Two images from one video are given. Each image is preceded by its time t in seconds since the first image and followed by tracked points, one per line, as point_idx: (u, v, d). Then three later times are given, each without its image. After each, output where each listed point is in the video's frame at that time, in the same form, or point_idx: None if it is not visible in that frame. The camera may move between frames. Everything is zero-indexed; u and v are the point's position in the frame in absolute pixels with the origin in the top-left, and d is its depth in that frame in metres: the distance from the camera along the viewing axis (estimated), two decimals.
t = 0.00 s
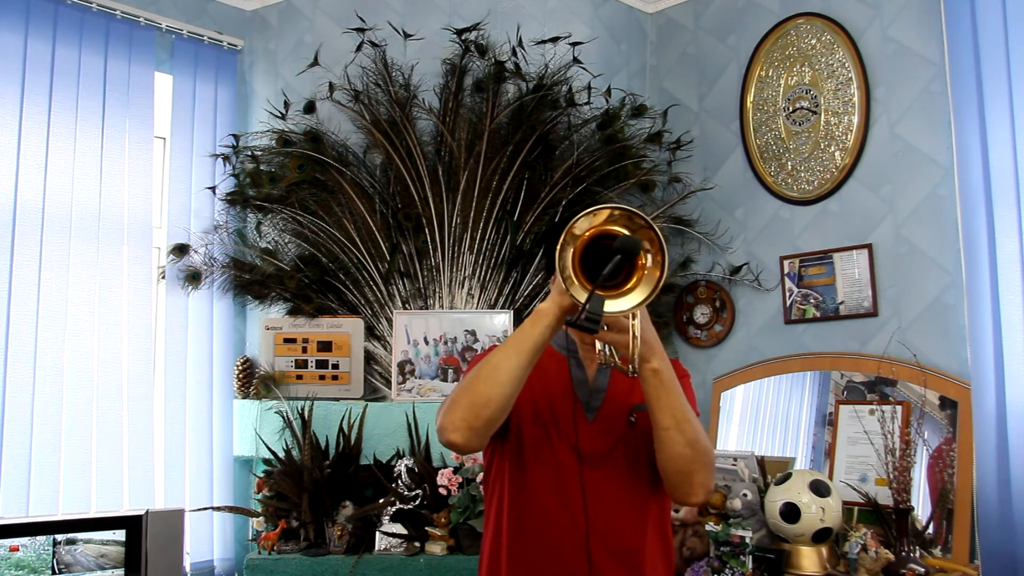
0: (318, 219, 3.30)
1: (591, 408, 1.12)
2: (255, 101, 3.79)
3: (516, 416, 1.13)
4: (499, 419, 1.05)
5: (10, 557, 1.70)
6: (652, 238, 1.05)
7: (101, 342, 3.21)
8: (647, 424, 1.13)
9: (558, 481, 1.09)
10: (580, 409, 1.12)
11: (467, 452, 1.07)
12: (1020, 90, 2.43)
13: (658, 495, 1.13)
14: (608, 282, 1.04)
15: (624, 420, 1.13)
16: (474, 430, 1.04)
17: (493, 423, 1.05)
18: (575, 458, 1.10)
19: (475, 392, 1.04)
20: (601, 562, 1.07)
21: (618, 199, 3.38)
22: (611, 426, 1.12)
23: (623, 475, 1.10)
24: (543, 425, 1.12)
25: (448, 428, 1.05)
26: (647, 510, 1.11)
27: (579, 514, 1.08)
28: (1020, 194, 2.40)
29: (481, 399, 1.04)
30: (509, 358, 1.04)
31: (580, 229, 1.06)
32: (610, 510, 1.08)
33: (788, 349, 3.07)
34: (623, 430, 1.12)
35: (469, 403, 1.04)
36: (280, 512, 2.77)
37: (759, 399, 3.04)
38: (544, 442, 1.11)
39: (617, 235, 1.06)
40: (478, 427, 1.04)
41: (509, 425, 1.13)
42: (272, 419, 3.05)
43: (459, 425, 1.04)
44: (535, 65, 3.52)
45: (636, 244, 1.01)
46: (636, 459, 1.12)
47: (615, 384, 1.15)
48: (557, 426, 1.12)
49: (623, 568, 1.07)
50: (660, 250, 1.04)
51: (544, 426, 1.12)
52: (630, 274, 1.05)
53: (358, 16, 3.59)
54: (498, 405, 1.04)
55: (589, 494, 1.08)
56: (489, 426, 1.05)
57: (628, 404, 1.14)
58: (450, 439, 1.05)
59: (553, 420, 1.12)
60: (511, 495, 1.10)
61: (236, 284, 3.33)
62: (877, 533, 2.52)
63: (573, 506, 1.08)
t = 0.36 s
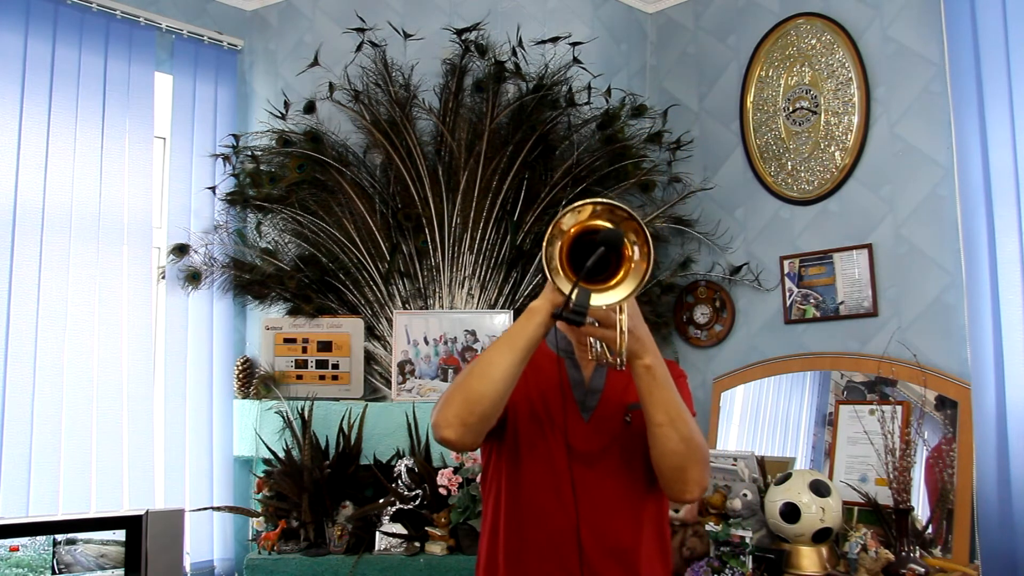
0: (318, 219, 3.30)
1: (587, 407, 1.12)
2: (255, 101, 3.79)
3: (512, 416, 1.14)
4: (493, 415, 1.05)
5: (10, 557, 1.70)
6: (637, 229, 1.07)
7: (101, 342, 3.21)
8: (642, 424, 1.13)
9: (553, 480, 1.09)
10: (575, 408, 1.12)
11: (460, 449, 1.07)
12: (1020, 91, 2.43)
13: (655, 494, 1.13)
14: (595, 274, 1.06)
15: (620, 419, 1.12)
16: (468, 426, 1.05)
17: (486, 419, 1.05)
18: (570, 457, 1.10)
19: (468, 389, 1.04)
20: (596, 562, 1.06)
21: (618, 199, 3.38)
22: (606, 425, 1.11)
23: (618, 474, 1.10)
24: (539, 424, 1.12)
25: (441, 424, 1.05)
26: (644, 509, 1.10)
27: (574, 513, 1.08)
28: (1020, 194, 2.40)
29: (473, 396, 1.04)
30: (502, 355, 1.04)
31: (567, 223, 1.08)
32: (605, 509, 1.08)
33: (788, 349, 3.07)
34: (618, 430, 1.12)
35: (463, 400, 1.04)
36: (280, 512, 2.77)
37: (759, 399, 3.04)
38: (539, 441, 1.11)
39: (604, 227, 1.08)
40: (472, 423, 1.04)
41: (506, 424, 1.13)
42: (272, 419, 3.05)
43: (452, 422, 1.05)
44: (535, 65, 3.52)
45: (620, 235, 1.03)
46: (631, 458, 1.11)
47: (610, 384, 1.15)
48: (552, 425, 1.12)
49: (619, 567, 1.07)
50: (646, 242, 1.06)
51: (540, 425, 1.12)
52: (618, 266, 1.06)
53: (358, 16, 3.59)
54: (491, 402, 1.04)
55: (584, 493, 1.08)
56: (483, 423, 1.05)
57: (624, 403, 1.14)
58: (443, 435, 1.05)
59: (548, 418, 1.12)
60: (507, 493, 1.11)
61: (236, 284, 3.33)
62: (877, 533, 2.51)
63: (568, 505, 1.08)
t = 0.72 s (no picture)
0: (318, 219, 3.30)
1: (582, 407, 1.12)
2: (255, 101, 3.79)
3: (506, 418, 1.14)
4: (486, 411, 1.05)
5: (10, 557, 1.69)
6: (622, 209, 1.09)
7: (101, 342, 3.21)
8: (638, 422, 1.12)
9: (549, 479, 1.09)
10: (570, 406, 1.12)
11: (453, 445, 1.07)
12: (1020, 91, 2.43)
13: (651, 492, 1.12)
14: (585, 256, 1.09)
15: (615, 417, 1.12)
16: (461, 420, 1.04)
17: (479, 414, 1.05)
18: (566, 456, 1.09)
19: (462, 382, 1.04)
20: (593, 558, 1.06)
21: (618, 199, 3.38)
22: (601, 423, 1.11)
23: (614, 471, 1.10)
24: (533, 424, 1.12)
25: (435, 418, 1.05)
26: (641, 504, 1.10)
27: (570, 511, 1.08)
28: (1020, 194, 2.40)
29: (466, 390, 1.04)
30: (495, 349, 1.05)
31: (556, 207, 1.11)
32: (601, 507, 1.08)
33: (788, 349, 3.07)
34: (613, 428, 1.11)
35: (456, 392, 1.04)
36: (280, 512, 2.77)
37: (759, 399, 3.04)
38: (534, 440, 1.11)
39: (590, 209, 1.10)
40: (465, 417, 1.04)
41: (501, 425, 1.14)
42: (273, 419, 3.06)
43: (446, 415, 1.04)
44: (535, 65, 3.52)
45: (604, 213, 1.05)
46: (627, 454, 1.11)
47: (605, 383, 1.15)
48: (547, 424, 1.12)
49: (616, 563, 1.06)
50: (631, 222, 1.08)
51: (535, 425, 1.12)
52: (607, 246, 1.09)
53: (358, 16, 3.59)
54: (484, 396, 1.04)
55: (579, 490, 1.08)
56: (476, 417, 1.05)
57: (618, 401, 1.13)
58: (437, 429, 1.05)
59: (543, 418, 1.12)
60: (503, 493, 1.11)
61: (236, 284, 3.33)
62: (877, 533, 2.50)
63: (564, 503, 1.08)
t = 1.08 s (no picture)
0: (318, 219, 3.30)
1: (575, 409, 1.11)
2: (255, 101, 3.79)
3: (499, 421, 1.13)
4: (475, 419, 1.04)
5: (10, 557, 1.70)
6: (605, 227, 1.07)
7: (101, 342, 3.21)
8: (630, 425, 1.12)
9: (540, 483, 1.09)
10: (562, 409, 1.11)
11: (443, 451, 1.07)
12: (1020, 90, 2.43)
13: (642, 496, 1.12)
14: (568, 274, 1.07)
15: (607, 420, 1.12)
16: (449, 429, 1.04)
17: (468, 423, 1.04)
18: (557, 460, 1.09)
19: (451, 392, 1.03)
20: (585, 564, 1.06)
21: (619, 199, 3.38)
22: (593, 426, 1.11)
23: (606, 475, 1.09)
24: (525, 427, 1.11)
25: (423, 427, 1.04)
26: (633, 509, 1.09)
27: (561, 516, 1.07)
28: (1020, 194, 2.40)
29: (455, 400, 1.03)
30: (483, 359, 1.03)
31: (534, 228, 1.09)
32: (593, 512, 1.07)
33: (788, 349, 3.07)
34: (605, 432, 1.11)
35: (445, 402, 1.03)
36: (280, 512, 2.77)
37: (759, 399, 3.04)
38: (527, 444, 1.11)
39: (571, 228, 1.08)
40: (453, 426, 1.03)
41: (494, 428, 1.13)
42: (273, 419, 3.06)
43: (434, 426, 1.04)
44: (535, 65, 3.52)
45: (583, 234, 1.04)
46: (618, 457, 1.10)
47: (598, 386, 1.14)
48: (538, 426, 1.11)
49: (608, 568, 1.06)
50: (614, 241, 1.06)
51: (527, 428, 1.11)
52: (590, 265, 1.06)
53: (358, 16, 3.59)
54: (472, 405, 1.03)
55: (570, 492, 1.07)
56: (465, 426, 1.04)
57: (610, 404, 1.13)
58: (425, 438, 1.05)
59: (535, 420, 1.11)
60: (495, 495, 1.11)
61: (236, 284, 3.33)
62: (877, 533, 2.50)
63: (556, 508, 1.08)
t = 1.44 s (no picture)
0: (318, 219, 3.29)
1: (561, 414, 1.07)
2: (255, 101, 3.79)
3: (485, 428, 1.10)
4: (456, 444, 1.02)
5: (10, 557, 1.69)
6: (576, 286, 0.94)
7: (101, 342, 3.21)
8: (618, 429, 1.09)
9: (527, 490, 1.05)
10: (548, 415, 1.08)
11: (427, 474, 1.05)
12: (1020, 90, 2.43)
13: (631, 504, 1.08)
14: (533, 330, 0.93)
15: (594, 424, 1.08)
16: (430, 455, 1.01)
17: (449, 448, 1.01)
18: (543, 467, 1.05)
19: (430, 420, 1.00)
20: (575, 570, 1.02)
21: (619, 199, 3.38)
22: (580, 432, 1.07)
23: (593, 482, 1.06)
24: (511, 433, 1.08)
25: (405, 453, 1.02)
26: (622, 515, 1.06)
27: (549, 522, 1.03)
28: (1020, 194, 2.40)
29: (434, 427, 1.00)
30: (461, 388, 0.99)
31: (492, 291, 0.95)
32: (581, 518, 1.03)
33: (787, 349, 3.07)
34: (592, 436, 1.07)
35: (425, 429, 1.00)
36: (280, 512, 2.78)
37: (759, 399, 3.04)
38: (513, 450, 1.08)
39: (535, 287, 0.94)
40: (434, 453, 1.01)
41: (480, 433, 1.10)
42: (273, 419, 3.07)
43: (416, 450, 1.01)
44: (535, 65, 3.52)
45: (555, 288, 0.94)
46: (605, 463, 1.07)
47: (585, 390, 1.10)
48: (524, 430, 1.08)
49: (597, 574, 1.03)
50: (587, 303, 0.93)
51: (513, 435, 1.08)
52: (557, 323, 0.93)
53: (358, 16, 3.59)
54: (452, 432, 1.00)
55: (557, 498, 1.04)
56: (446, 451, 1.02)
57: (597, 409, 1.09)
58: (409, 463, 1.03)
59: (520, 424, 1.08)
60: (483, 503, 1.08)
61: (236, 284, 3.33)
62: (877, 533, 2.51)
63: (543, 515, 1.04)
